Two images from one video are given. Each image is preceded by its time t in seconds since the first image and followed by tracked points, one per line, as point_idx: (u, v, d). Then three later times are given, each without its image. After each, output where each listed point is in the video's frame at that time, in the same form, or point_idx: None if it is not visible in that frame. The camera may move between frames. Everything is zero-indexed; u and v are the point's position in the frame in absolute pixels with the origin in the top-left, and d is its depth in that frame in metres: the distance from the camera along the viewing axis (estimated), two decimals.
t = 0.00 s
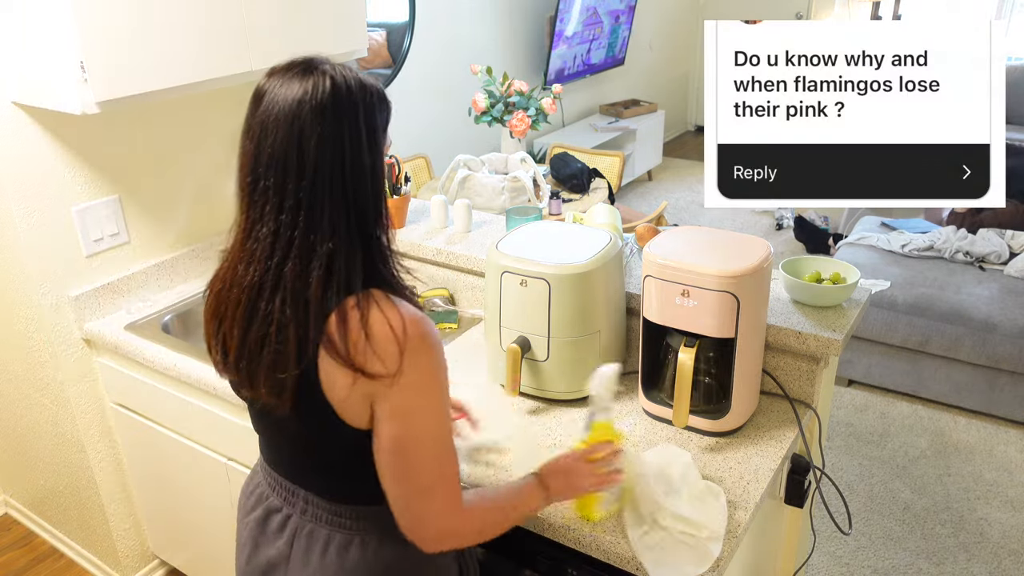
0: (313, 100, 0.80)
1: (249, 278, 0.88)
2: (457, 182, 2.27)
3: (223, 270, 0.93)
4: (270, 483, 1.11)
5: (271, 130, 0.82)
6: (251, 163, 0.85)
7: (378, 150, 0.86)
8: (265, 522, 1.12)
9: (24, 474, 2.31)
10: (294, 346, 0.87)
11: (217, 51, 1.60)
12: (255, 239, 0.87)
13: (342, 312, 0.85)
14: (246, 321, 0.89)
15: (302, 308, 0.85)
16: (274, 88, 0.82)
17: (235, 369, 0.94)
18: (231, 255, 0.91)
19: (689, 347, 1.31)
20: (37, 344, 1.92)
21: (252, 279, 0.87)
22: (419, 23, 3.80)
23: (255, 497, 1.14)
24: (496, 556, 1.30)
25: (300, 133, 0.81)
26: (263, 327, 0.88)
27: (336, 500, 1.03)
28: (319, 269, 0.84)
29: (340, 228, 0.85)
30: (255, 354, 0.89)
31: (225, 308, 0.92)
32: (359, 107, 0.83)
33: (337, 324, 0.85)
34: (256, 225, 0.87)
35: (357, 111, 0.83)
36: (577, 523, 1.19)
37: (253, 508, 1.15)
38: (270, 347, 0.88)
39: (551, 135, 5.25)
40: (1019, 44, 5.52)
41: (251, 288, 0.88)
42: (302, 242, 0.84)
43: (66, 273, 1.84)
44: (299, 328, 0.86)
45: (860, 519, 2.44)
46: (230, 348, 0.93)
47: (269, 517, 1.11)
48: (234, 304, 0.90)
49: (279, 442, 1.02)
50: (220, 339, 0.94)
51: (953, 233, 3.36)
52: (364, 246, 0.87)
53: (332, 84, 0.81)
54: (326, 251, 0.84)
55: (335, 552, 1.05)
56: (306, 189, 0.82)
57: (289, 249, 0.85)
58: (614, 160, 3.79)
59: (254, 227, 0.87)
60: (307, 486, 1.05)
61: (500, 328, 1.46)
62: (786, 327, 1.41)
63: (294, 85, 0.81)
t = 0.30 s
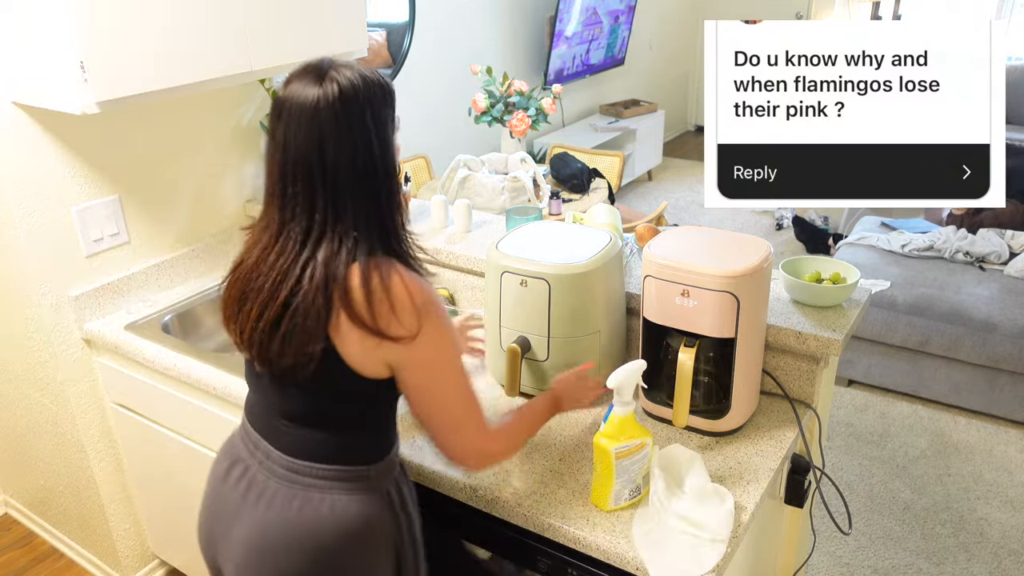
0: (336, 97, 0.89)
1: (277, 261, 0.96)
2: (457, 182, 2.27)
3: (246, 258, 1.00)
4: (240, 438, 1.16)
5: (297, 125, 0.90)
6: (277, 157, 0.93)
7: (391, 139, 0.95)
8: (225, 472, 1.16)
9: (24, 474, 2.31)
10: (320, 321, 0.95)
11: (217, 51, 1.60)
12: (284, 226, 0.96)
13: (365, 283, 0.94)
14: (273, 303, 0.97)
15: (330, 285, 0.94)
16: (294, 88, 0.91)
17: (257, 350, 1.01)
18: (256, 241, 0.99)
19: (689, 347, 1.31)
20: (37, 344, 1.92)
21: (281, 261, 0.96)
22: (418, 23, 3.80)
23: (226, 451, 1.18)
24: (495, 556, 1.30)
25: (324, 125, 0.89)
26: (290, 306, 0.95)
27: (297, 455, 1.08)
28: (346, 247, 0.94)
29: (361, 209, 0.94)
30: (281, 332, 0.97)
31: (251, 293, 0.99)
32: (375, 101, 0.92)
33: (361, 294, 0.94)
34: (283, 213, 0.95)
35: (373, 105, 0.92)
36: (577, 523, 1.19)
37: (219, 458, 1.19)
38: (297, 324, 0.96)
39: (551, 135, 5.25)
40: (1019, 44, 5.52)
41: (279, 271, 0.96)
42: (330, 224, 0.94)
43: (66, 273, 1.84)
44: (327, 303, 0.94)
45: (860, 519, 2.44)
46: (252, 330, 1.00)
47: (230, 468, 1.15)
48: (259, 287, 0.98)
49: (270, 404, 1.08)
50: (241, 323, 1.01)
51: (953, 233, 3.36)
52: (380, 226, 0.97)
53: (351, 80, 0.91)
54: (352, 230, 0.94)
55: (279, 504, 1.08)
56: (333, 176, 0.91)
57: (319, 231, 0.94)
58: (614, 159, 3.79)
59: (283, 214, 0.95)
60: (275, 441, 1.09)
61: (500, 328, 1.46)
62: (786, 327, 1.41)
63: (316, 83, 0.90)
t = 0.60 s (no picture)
0: (356, 97, 0.97)
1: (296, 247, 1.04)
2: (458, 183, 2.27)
3: (264, 243, 1.08)
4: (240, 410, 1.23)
5: (318, 121, 0.98)
6: (299, 149, 1.02)
7: (407, 136, 1.04)
8: (223, 440, 1.23)
9: (24, 474, 2.31)
10: (337, 300, 1.03)
11: (217, 51, 1.60)
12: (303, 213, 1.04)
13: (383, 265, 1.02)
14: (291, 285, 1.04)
15: (347, 267, 1.02)
16: (316, 88, 0.99)
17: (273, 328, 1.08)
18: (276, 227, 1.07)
19: (689, 347, 1.31)
20: (37, 344, 1.92)
21: (299, 244, 1.04)
22: (418, 23, 3.80)
23: (226, 422, 1.25)
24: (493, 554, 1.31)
25: (343, 121, 0.97)
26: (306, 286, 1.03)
27: (294, 429, 1.14)
28: (361, 233, 1.02)
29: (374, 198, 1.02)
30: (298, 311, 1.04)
31: (268, 276, 1.06)
32: (395, 100, 1.00)
33: (379, 276, 1.02)
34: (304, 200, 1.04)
35: (392, 103, 1.00)
36: (577, 523, 1.19)
37: (218, 428, 1.27)
38: (316, 304, 1.03)
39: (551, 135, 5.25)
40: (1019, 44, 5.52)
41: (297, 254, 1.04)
42: (347, 211, 1.02)
43: (66, 273, 1.84)
44: (346, 284, 1.02)
45: (860, 519, 2.44)
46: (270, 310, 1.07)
47: (228, 438, 1.22)
48: (277, 270, 1.05)
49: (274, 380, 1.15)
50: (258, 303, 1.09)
51: (953, 233, 3.36)
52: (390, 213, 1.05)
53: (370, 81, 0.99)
54: (366, 216, 1.02)
55: (277, 474, 1.15)
56: (353, 168, 0.99)
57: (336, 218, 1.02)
58: (615, 159, 3.79)
59: (303, 200, 1.04)
60: (276, 415, 1.16)
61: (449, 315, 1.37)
62: (786, 327, 1.42)
63: (338, 83, 0.98)
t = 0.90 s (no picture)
0: (369, 104, 0.99)
1: (300, 244, 1.04)
2: (457, 182, 2.27)
3: (268, 238, 1.08)
4: (242, 416, 1.23)
5: (330, 122, 1.00)
6: (309, 149, 1.03)
7: (421, 144, 1.05)
8: (225, 447, 1.23)
9: (25, 474, 2.31)
10: (343, 298, 1.02)
11: (217, 51, 1.60)
12: (309, 211, 1.04)
13: (390, 265, 1.02)
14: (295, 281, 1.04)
15: (354, 266, 1.02)
16: (333, 91, 1.02)
17: (275, 323, 1.08)
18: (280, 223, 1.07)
19: (688, 347, 1.31)
20: (37, 344, 1.92)
21: (303, 241, 1.04)
22: (418, 23, 3.80)
23: (227, 427, 1.25)
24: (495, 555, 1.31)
25: (356, 124, 0.99)
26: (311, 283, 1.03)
27: (298, 430, 1.15)
28: (365, 233, 1.02)
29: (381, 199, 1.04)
30: (301, 307, 1.04)
31: (271, 272, 1.06)
32: (411, 108, 1.02)
33: (385, 275, 1.02)
34: (311, 198, 1.04)
35: (407, 110, 1.02)
36: (577, 523, 1.19)
37: (218, 436, 1.26)
38: (320, 301, 1.03)
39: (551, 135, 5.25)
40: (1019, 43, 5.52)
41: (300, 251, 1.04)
42: (355, 210, 1.02)
43: (65, 273, 1.84)
44: (352, 282, 1.02)
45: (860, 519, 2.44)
46: (273, 305, 1.07)
47: (230, 445, 1.22)
48: (281, 266, 1.05)
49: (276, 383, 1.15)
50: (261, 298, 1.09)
51: (953, 233, 3.36)
52: (394, 215, 1.05)
53: (386, 88, 1.01)
54: (372, 217, 1.03)
55: (281, 475, 1.15)
56: (364, 169, 1.01)
57: (343, 217, 1.02)
58: (615, 160, 3.79)
59: (309, 198, 1.05)
60: (279, 417, 1.16)
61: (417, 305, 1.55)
62: (786, 327, 1.42)
63: (354, 88, 1.00)
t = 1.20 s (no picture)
0: (365, 101, 0.91)
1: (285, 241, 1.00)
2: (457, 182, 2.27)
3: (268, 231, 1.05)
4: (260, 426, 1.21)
5: (328, 117, 0.93)
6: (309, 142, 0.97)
7: (425, 153, 0.95)
8: (241, 458, 1.21)
9: (25, 474, 2.31)
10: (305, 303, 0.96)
11: (217, 51, 1.60)
12: (297, 206, 0.99)
13: (354, 278, 0.93)
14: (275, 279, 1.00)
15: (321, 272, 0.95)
16: (341, 82, 0.95)
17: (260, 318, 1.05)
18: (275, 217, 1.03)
19: (688, 347, 1.31)
20: (37, 344, 1.92)
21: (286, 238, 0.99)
22: (418, 24, 3.80)
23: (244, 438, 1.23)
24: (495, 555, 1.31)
25: (350, 120, 0.91)
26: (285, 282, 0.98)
27: (307, 450, 1.12)
28: (338, 241, 0.95)
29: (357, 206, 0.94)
30: (274, 306, 1.00)
31: (259, 264, 1.03)
32: (418, 111, 0.92)
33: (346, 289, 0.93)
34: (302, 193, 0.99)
35: (412, 112, 0.92)
36: (577, 523, 1.19)
37: (236, 445, 1.25)
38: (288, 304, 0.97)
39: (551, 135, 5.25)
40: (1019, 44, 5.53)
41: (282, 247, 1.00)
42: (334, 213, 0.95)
43: (66, 273, 1.84)
44: (316, 291, 0.95)
45: (860, 519, 2.44)
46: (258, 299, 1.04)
47: (245, 457, 1.20)
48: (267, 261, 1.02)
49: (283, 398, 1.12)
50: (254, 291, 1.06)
51: (953, 233, 3.36)
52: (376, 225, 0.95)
53: (395, 86, 0.92)
54: (349, 224, 0.94)
55: (290, 495, 1.13)
56: (349, 170, 0.93)
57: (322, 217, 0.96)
58: (615, 159, 3.79)
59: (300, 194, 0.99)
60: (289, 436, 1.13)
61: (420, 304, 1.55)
62: (786, 327, 1.42)
63: (359, 82, 0.92)
